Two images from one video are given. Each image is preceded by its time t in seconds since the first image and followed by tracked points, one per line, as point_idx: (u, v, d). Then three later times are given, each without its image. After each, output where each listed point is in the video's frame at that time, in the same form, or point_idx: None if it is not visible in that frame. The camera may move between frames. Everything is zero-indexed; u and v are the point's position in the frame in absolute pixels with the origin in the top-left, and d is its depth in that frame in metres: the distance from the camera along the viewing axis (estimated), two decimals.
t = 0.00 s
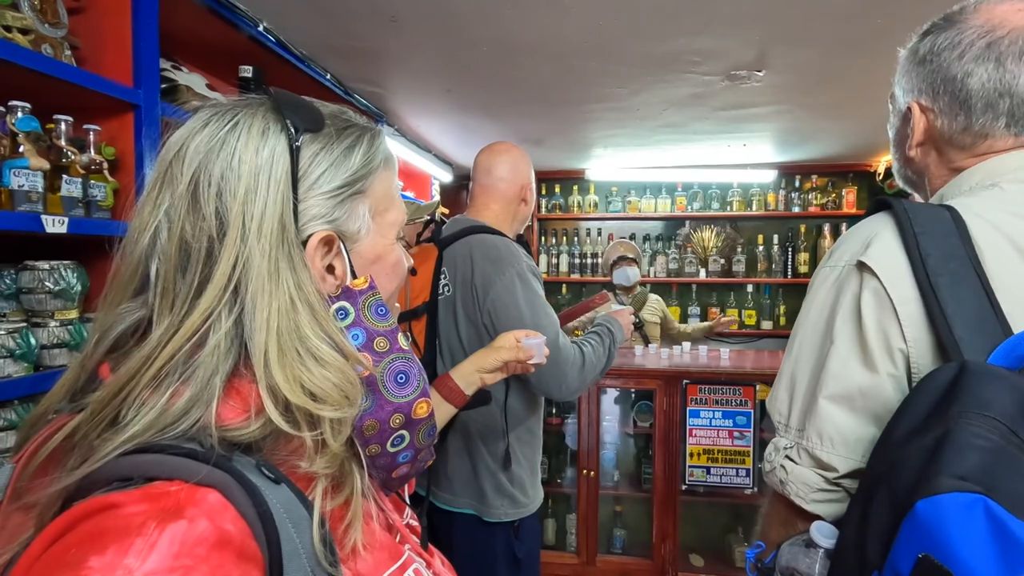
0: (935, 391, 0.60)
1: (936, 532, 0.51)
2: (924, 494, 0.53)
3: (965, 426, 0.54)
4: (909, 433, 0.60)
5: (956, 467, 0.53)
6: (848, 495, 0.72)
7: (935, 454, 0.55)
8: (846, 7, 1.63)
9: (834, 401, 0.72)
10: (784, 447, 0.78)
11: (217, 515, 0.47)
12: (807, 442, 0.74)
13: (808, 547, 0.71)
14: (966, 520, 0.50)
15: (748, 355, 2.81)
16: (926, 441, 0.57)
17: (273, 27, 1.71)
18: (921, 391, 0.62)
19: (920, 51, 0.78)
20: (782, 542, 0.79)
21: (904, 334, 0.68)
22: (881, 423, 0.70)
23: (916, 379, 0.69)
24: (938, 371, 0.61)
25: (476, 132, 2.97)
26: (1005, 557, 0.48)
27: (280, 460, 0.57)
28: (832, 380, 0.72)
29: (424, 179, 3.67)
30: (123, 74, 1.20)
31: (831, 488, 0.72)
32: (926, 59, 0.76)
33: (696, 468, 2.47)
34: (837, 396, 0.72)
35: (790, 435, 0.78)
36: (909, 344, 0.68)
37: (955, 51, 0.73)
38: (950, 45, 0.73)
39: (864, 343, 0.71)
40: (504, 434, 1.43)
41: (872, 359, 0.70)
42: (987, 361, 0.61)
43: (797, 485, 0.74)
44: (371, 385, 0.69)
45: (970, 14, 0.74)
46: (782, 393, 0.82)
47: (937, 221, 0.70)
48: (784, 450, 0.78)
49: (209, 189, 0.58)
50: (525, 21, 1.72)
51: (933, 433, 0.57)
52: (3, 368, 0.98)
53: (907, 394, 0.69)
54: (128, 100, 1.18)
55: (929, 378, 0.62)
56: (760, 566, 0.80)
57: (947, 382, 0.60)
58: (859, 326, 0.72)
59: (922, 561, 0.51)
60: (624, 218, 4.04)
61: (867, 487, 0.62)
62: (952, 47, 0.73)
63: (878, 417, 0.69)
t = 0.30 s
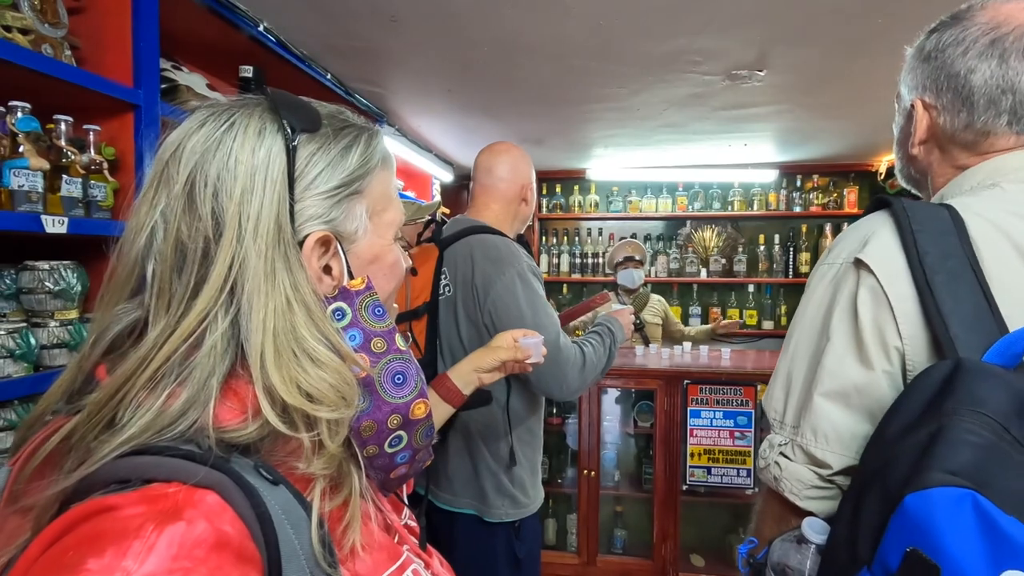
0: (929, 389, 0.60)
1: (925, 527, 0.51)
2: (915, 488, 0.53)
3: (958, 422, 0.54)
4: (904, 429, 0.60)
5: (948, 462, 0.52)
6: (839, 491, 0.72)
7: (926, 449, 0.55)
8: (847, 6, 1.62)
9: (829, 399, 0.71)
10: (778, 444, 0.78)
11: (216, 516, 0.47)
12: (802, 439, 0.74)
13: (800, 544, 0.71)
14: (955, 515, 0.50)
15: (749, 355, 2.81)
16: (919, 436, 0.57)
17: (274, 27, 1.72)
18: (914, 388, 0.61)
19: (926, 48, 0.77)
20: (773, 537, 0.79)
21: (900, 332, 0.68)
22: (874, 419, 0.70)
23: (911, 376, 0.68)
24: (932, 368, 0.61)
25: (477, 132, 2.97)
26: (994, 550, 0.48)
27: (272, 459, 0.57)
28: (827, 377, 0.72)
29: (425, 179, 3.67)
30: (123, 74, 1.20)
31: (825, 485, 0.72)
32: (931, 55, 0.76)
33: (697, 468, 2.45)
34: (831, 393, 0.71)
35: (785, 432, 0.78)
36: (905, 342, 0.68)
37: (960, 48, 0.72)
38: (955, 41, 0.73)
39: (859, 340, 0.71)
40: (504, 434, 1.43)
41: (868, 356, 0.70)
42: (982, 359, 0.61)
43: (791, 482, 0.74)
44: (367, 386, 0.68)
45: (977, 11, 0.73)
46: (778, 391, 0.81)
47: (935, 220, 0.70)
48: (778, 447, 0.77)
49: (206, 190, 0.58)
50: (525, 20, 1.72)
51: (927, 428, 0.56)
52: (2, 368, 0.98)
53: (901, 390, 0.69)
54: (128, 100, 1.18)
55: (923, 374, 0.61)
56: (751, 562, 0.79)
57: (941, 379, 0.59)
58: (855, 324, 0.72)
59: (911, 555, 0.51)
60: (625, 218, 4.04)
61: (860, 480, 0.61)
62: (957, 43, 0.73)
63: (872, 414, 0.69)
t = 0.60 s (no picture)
0: (911, 389, 0.59)
1: (892, 523, 0.52)
2: (884, 487, 0.53)
3: (933, 423, 0.54)
4: (886, 427, 0.59)
5: (918, 462, 0.53)
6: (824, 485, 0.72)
7: (901, 446, 0.55)
8: (846, 6, 1.63)
9: (817, 398, 0.71)
10: (768, 442, 0.78)
11: (212, 515, 0.47)
12: (790, 437, 0.74)
13: (782, 539, 0.72)
14: (921, 513, 0.51)
15: (748, 355, 2.81)
16: (895, 434, 0.57)
17: (273, 27, 1.73)
18: (898, 387, 0.61)
19: (928, 43, 0.77)
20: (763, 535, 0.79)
21: (887, 333, 0.68)
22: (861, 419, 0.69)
23: (897, 375, 0.68)
24: (915, 368, 0.60)
25: (476, 132, 2.98)
26: (958, 553, 0.49)
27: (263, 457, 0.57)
28: (816, 376, 0.72)
29: (424, 179, 3.67)
30: (121, 74, 1.20)
31: (811, 482, 0.72)
32: (933, 52, 0.76)
33: (696, 468, 2.46)
34: (819, 392, 0.71)
35: (775, 430, 0.78)
36: (891, 342, 0.68)
37: (961, 44, 0.72)
38: (957, 37, 0.73)
39: (848, 339, 0.71)
40: (503, 433, 1.43)
41: (854, 355, 0.70)
42: (966, 361, 0.61)
43: (778, 479, 0.74)
44: (363, 383, 0.69)
45: (981, 7, 0.73)
46: (769, 388, 0.81)
47: (926, 221, 0.69)
48: (768, 445, 0.77)
49: (200, 189, 0.59)
50: (524, 21, 1.72)
51: (900, 430, 0.56)
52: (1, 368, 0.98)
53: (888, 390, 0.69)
54: (127, 100, 1.18)
55: (907, 374, 0.61)
56: (738, 557, 0.80)
57: (923, 380, 0.59)
58: (843, 324, 0.72)
59: (880, 553, 0.52)
60: (624, 218, 4.04)
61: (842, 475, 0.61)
62: (958, 39, 0.73)
63: (858, 412, 0.69)
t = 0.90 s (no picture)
0: (902, 397, 0.59)
1: (880, 533, 0.51)
2: (871, 497, 0.53)
3: (922, 432, 0.54)
4: (874, 434, 0.59)
5: (904, 472, 0.52)
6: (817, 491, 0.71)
7: (889, 454, 0.55)
8: (843, 7, 1.63)
9: (809, 404, 0.71)
10: (762, 447, 0.77)
11: (202, 519, 0.46)
12: (783, 443, 0.73)
13: (774, 546, 0.72)
14: (908, 525, 0.50)
15: (746, 356, 2.80)
16: (885, 441, 0.56)
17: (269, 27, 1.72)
18: (889, 393, 0.60)
19: (919, 45, 0.77)
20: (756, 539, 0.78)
21: (880, 339, 0.67)
22: (853, 425, 0.69)
23: (890, 381, 0.68)
24: (906, 375, 0.60)
25: (474, 132, 2.97)
26: (941, 563, 0.49)
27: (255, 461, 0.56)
28: (808, 382, 0.71)
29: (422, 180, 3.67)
30: (115, 74, 1.20)
31: (804, 488, 0.71)
32: (924, 52, 0.76)
33: (694, 469, 2.46)
34: (812, 398, 0.71)
35: (769, 435, 0.77)
36: (884, 349, 0.67)
37: (951, 43, 0.72)
38: (948, 37, 0.73)
39: (840, 343, 0.70)
40: (501, 434, 1.43)
41: (846, 361, 0.69)
42: (958, 367, 0.60)
43: (772, 485, 0.73)
44: (358, 381, 0.69)
45: (969, 6, 0.73)
46: (763, 391, 0.81)
47: (919, 224, 0.69)
48: (761, 450, 0.77)
49: (184, 194, 0.58)
50: (521, 21, 1.72)
51: (890, 437, 0.56)
52: None
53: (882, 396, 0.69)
54: (122, 101, 1.18)
55: (897, 381, 0.61)
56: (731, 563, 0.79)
57: (913, 387, 0.59)
58: (837, 329, 0.71)
59: (866, 563, 0.52)
60: (622, 218, 4.04)
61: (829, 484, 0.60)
62: (949, 38, 0.73)
63: (851, 418, 0.69)
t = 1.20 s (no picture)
0: (903, 401, 0.59)
1: (880, 541, 0.51)
2: (872, 506, 0.53)
3: (922, 438, 0.54)
4: (875, 442, 0.59)
5: (905, 480, 0.52)
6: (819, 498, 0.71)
7: (890, 463, 0.55)
8: (841, 8, 1.63)
9: (809, 410, 0.71)
10: (762, 454, 0.77)
11: (198, 524, 0.47)
12: (784, 450, 0.73)
13: (776, 552, 0.71)
14: (911, 534, 0.50)
15: (745, 357, 2.81)
16: (887, 447, 0.56)
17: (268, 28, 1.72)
18: (890, 397, 0.61)
19: (919, 46, 0.77)
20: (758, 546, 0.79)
21: (880, 345, 0.68)
22: (854, 430, 0.69)
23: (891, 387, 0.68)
24: (907, 380, 0.60)
25: (473, 133, 2.97)
26: (941, 565, 0.49)
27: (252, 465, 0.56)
28: (810, 389, 0.71)
29: (422, 181, 3.67)
30: (114, 75, 1.20)
31: (805, 495, 0.71)
32: (924, 55, 0.75)
33: (693, 470, 2.45)
34: (812, 405, 0.71)
35: (769, 442, 0.77)
36: (885, 355, 0.67)
37: (954, 49, 0.72)
38: (949, 43, 0.72)
39: (841, 349, 0.70)
40: (499, 435, 1.43)
41: (848, 368, 0.69)
42: (958, 372, 0.61)
43: (773, 492, 0.73)
44: (327, 389, 0.63)
45: (971, 9, 0.72)
46: (764, 399, 0.81)
47: (918, 228, 0.69)
48: (763, 457, 0.77)
49: (176, 179, 0.61)
50: (520, 22, 1.72)
51: (891, 444, 0.56)
52: None
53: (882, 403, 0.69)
54: (122, 102, 1.18)
55: (897, 386, 0.61)
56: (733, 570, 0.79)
57: (914, 392, 0.59)
58: (837, 335, 0.71)
59: (870, 573, 0.51)
60: (622, 220, 4.05)
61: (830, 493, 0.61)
62: (951, 45, 0.72)
63: (851, 423, 0.69)
